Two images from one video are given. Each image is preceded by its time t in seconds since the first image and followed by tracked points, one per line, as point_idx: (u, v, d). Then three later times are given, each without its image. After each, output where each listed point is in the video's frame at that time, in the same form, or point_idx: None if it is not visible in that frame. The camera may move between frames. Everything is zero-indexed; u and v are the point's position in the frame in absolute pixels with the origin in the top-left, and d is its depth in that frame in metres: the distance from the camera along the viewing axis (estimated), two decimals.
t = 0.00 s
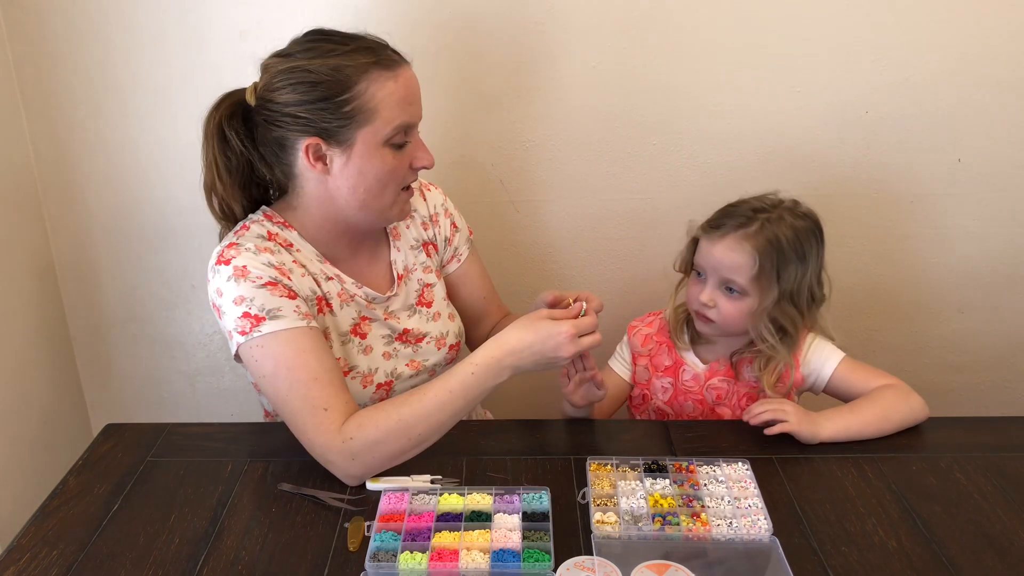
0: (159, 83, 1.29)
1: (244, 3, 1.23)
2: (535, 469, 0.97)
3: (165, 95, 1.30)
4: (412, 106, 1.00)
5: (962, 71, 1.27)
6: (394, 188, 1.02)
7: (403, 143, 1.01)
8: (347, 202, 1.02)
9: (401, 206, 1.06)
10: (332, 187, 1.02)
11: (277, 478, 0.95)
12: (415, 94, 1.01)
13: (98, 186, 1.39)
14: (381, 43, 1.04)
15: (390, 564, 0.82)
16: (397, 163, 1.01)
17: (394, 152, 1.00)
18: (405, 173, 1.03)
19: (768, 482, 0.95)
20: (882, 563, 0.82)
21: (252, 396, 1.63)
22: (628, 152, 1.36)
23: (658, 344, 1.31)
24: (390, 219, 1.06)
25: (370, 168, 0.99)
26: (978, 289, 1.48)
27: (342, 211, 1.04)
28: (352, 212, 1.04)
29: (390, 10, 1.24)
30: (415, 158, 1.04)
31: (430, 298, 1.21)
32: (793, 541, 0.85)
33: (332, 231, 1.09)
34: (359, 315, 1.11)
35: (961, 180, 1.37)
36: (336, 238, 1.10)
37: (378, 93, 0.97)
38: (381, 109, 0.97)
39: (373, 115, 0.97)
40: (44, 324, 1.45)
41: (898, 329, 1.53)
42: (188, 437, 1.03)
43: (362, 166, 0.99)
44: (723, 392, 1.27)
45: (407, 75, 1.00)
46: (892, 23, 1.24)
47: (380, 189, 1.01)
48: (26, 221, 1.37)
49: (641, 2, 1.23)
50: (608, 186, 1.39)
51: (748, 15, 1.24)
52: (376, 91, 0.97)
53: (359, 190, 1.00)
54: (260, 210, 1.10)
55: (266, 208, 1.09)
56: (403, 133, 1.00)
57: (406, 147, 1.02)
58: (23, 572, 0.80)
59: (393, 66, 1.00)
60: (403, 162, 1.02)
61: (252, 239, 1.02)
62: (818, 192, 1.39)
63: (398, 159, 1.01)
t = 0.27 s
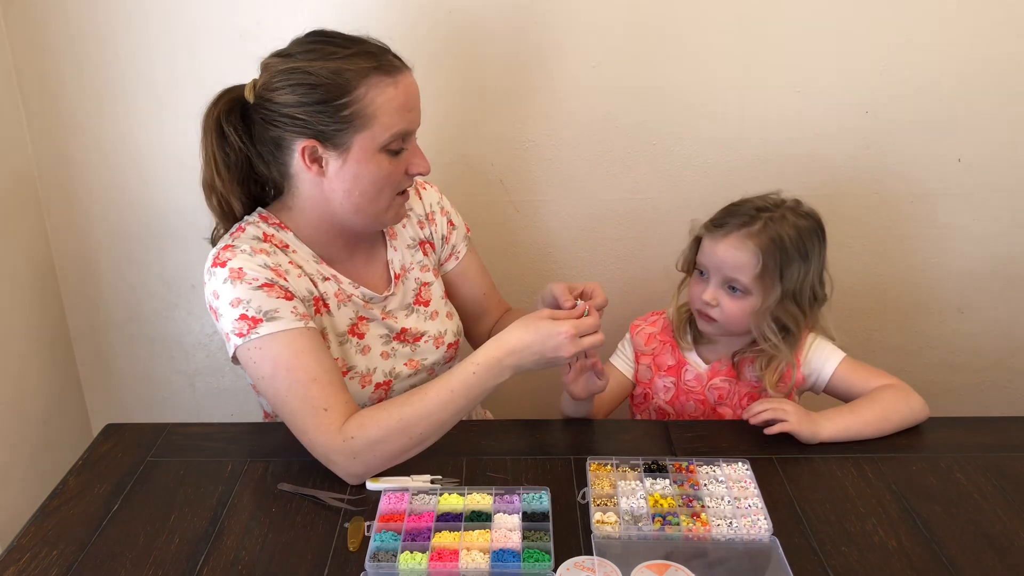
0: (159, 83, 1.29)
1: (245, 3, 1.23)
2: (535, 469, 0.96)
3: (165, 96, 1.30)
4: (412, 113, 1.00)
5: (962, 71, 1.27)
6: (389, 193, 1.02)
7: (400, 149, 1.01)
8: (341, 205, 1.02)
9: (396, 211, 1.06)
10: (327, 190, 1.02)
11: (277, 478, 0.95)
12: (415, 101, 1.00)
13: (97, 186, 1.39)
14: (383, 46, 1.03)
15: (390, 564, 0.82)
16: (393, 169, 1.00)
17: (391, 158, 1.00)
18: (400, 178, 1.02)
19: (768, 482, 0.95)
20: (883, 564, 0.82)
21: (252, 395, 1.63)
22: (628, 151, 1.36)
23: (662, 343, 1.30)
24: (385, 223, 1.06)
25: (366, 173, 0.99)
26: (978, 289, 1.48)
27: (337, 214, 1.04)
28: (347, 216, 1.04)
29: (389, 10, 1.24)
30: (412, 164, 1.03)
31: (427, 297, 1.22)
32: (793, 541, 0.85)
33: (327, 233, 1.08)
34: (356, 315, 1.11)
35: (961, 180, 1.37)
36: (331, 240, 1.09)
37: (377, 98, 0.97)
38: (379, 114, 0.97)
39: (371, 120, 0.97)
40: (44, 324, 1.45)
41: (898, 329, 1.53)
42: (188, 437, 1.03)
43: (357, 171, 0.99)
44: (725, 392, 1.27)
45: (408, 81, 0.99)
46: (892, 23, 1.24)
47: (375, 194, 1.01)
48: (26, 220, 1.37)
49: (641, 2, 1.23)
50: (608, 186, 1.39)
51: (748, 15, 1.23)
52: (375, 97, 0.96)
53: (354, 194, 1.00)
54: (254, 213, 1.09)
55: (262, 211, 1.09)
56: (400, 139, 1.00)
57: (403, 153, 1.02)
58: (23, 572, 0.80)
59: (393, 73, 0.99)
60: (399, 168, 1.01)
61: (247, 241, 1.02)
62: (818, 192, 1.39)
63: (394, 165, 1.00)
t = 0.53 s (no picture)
0: (159, 83, 1.29)
1: (245, 3, 1.23)
2: (535, 469, 0.96)
3: (164, 96, 1.31)
4: (403, 119, 0.99)
5: (962, 71, 1.27)
6: (377, 198, 1.01)
7: (390, 155, 1.00)
8: (330, 207, 1.02)
9: (385, 215, 1.05)
10: (316, 190, 1.02)
11: (277, 478, 0.95)
12: (408, 108, 1.00)
13: (97, 186, 1.39)
14: (382, 50, 1.03)
15: (391, 563, 0.82)
16: (381, 174, 1.00)
17: (379, 163, 0.99)
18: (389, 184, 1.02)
19: (768, 482, 0.95)
20: (883, 564, 0.82)
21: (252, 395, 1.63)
22: (628, 151, 1.36)
23: (663, 342, 1.30)
24: (374, 228, 1.05)
25: (353, 177, 0.98)
26: (978, 289, 1.48)
27: (326, 216, 1.04)
28: (336, 218, 1.03)
29: (389, 11, 1.24)
30: (402, 171, 1.02)
31: (424, 296, 1.22)
32: (793, 541, 0.85)
33: (319, 234, 1.08)
34: (353, 315, 1.11)
35: (961, 180, 1.37)
36: (325, 240, 1.09)
37: (368, 103, 0.96)
38: (369, 119, 0.97)
39: (360, 123, 0.96)
40: (44, 324, 1.45)
41: (898, 328, 1.53)
42: (188, 437, 1.03)
43: (344, 174, 0.98)
44: (725, 392, 1.27)
45: (402, 87, 0.99)
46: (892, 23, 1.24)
47: (362, 198, 1.00)
48: (26, 220, 1.37)
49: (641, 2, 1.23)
50: (608, 185, 1.39)
51: (748, 14, 1.23)
52: (366, 101, 0.96)
53: (341, 197, 1.00)
54: (250, 214, 1.10)
55: (257, 212, 1.09)
56: (390, 145, 0.99)
57: (393, 159, 1.01)
58: (23, 572, 0.80)
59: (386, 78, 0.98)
60: (387, 174, 1.01)
61: (241, 243, 1.02)
62: (818, 192, 1.39)
63: (383, 170, 1.00)
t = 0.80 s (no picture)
0: (159, 83, 1.29)
1: (245, 3, 1.23)
2: (535, 469, 0.96)
3: (164, 96, 1.31)
4: (397, 118, 0.99)
5: (962, 71, 1.27)
6: (373, 197, 1.01)
7: (385, 154, 1.01)
8: (325, 207, 1.02)
9: (382, 215, 1.05)
10: (311, 190, 1.02)
11: (277, 478, 0.95)
12: (402, 107, 1.00)
13: (98, 186, 1.39)
14: (377, 50, 1.03)
15: (391, 563, 0.82)
16: (376, 173, 1.00)
17: (374, 163, 0.99)
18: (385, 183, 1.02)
19: (768, 482, 0.95)
20: (883, 564, 0.82)
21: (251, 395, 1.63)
22: (628, 152, 1.36)
23: (665, 342, 1.30)
24: (370, 228, 1.05)
25: (348, 177, 0.98)
26: (978, 289, 1.48)
27: (322, 216, 1.04)
28: (331, 218, 1.03)
29: (389, 11, 1.24)
30: (398, 170, 1.02)
31: (422, 296, 1.22)
32: (793, 541, 0.85)
33: (316, 233, 1.08)
34: (351, 315, 1.11)
35: (961, 180, 1.37)
36: (321, 240, 1.09)
37: (360, 102, 0.96)
38: (361, 118, 0.97)
39: (354, 123, 0.96)
40: (44, 324, 1.45)
41: (898, 329, 1.53)
42: (188, 437, 1.03)
43: (339, 173, 0.98)
44: (726, 392, 1.27)
45: (396, 86, 0.99)
46: (891, 23, 1.24)
47: (358, 198, 1.00)
48: (27, 220, 1.37)
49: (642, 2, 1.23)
50: (608, 186, 1.39)
51: (748, 15, 1.23)
52: (360, 100, 0.96)
53: (337, 197, 1.00)
54: (245, 217, 1.09)
55: (253, 214, 1.09)
56: (384, 144, 0.99)
57: (388, 158, 1.01)
58: (23, 571, 0.80)
59: (378, 77, 0.98)
60: (383, 173, 1.01)
61: (238, 246, 1.02)
62: (818, 192, 1.39)
63: (377, 169, 1.00)
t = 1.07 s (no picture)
0: (159, 83, 1.29)
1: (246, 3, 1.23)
2: (535, 469, 0.96)
3: (164, 96, 1.31)
4: (395, 115, 0.99)
5: (962, 71, 1.27)
6: (370, 194, 1.01)
7: (382, 151, 1.00)
8: (323, 205, 1.02)
9: (380, 212, 1.05)
10: (309, 188, 1.02)
11: (277, 478, 0.95)
12: (400, 104, 0.99)
13: (98, 186, 1.39)
14: (375, 47, 1.03)
15: (391, 563, 0.82)
16: (373, 170, 1.00)
17: (371, 160, 0.99)
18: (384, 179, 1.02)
19: (768, 482, 0.95)
20: (883, 564, 0.82)
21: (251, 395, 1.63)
22: (628, 152, 1.36)
23: (668, 340, 1.30)
24: (369, 225, 1.05)
25: (346, 174, 0.98)
26: (978, 289, 1.48)
27: (320, 214, 1.04)
28: (329, 216, 1.03)
29: (389, 11, 1.24)
30: (395, 168, 1.02)
31: (421, 294, 1.22)
32: (793, 541, 0.85)
33: (314, 232, 1.08)
34: (352, 314, 1.11)
35: (961, 180, 1.37)
36: (320, 238, 1.09)
37: (357, 97, 0.96)
38: (359, 113, 0.96)
39: (350, 119, 0.96)
40: (44, 324, 1.45)
41: (899, 328, 1.53)
42: (188, 437, 1.03)
43: (336, 170, 0.98)
44: (726, 391, 1.27)
45: (393, 82, 0.99)
46: (891, 23, 1.24)
47: (355, 195, 1.00)
48: (27, 220, 1.37)
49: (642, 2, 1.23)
50: (608, 186, 1.39)
51: (748, 15, 1.23)
52: (356, 97, 0.96)
53: (334, 195, 1.00)
54: (245, 215, 1.09)
55: (252, 212, 1.09)
56: (382, 141, 0.99)
57: (385, 156, 1.01)
58: (23, 571, 0.80)
59: (375, 72, 0.98)
60: (380, 170, 1.01)
61: (240, 243, 1.02)
62: (818, 192, 1.39)
63: (375, 166, 1.00)
